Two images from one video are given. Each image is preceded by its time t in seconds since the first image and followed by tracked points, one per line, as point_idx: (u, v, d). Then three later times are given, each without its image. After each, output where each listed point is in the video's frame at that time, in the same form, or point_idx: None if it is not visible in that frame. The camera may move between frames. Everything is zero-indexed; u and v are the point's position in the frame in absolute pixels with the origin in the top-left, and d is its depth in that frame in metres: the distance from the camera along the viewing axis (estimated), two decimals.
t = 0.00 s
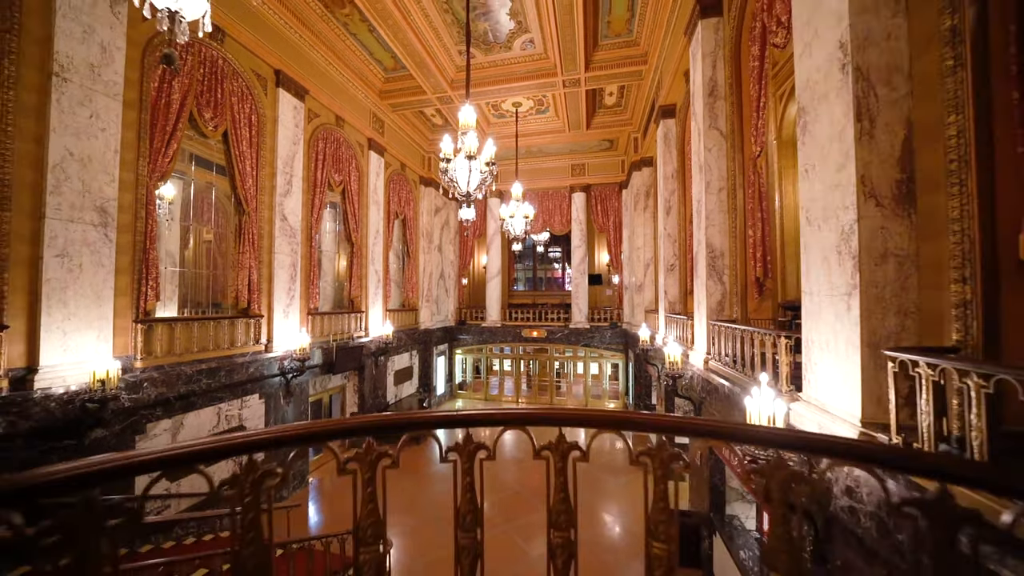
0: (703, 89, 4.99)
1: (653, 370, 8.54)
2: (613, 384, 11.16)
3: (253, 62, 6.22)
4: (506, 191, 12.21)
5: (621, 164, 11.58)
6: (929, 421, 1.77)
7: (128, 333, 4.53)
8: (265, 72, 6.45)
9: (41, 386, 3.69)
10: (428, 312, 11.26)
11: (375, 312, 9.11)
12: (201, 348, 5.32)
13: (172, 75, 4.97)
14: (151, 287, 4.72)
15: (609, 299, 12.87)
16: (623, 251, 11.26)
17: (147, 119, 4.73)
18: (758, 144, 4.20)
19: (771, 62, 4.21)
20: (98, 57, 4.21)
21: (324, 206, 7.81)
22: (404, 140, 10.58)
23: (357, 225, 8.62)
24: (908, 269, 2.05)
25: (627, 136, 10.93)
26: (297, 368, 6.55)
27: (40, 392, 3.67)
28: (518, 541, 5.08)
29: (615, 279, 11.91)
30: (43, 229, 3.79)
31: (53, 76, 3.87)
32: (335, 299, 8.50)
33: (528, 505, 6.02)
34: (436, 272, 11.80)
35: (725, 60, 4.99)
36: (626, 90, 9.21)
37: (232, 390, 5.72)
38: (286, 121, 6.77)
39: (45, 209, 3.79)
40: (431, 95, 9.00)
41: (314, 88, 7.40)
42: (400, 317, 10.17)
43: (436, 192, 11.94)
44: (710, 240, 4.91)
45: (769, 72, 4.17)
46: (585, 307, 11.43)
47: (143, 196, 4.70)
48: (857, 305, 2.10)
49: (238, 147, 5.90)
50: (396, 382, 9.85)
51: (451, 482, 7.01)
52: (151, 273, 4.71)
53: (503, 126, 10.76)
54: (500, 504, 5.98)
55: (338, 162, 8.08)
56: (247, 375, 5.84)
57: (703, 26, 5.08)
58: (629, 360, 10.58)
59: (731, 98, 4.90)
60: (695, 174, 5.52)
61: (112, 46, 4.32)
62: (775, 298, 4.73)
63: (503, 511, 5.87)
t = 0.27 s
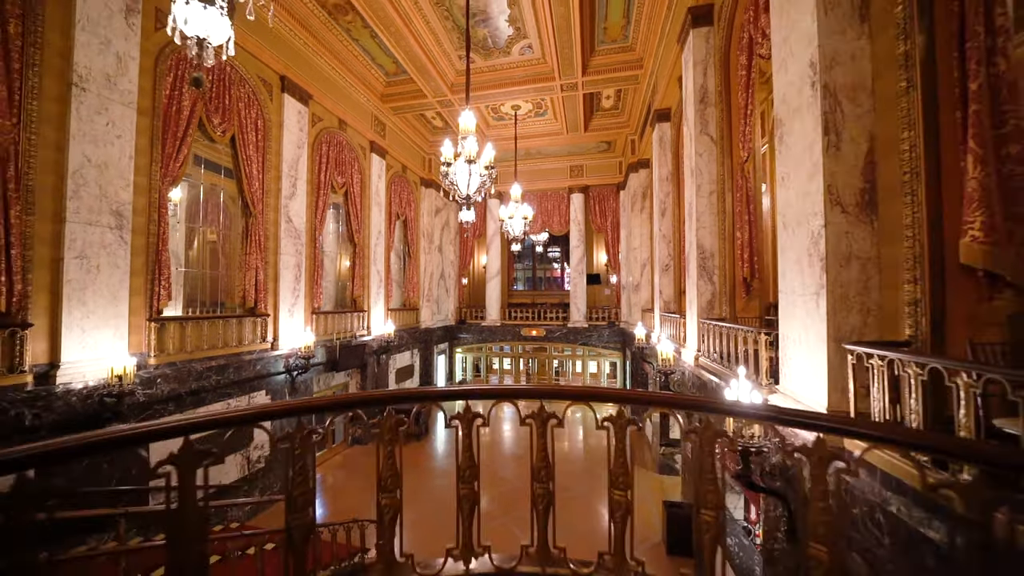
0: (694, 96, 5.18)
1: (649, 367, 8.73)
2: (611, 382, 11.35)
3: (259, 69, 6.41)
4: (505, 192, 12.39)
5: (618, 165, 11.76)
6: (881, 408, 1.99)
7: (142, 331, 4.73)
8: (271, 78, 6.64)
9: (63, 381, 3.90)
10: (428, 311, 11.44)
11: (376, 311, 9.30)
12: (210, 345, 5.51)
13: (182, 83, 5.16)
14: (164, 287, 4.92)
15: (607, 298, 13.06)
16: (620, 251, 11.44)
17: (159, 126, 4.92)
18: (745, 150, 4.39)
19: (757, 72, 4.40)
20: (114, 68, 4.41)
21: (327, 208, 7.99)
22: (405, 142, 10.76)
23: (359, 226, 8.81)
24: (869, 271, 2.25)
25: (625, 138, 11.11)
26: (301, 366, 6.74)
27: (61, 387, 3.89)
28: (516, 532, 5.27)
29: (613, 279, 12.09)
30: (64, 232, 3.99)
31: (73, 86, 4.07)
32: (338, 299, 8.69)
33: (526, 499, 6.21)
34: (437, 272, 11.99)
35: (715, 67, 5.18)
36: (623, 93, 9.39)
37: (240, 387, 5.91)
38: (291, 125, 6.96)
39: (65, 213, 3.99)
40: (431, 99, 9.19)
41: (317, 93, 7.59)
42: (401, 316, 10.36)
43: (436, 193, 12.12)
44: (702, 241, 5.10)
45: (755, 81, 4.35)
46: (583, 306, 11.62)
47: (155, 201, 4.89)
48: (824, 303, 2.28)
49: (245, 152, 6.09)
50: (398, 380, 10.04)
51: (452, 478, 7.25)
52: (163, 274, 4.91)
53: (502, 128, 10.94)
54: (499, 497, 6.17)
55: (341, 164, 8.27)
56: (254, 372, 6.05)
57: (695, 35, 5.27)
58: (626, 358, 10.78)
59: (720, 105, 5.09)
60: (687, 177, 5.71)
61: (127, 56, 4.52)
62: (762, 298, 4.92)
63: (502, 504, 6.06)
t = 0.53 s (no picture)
0: (685, 104, 5.39)
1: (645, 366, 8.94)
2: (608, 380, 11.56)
3: (265, 76, 6.61)
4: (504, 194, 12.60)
5: (616, 167, 11.96)
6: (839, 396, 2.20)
7: (154, 330, 4.92)
8: (276, 85, 6.84)
9: (80, 377, 4.10)
10: (429, 312, 11.64)
11: (378, 311, 9.50)
12: (219, 344, 5.71)
13: (192, 91, 5.36)
14: (175, 288, 5.11)
15: (605, 299, 13.25)
16: (618, 252, 11.64)
17: (171, 133, 5.12)
18: (732, 157, 4.59)
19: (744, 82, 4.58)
20: (128, 78, 4.60)
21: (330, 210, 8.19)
22: (406, 145, 10.97)
23: (361, 228, 9.01)
24: (835, 273, 2.46)
25: (622, 142, 11.31)
26: (305, 364, 6.95)
27: (80, 383, 4.08)
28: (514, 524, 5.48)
29: (610, 279, 12.29)
30: (82, 236, 4.19)
31: (90, 96, 4.27)
32: (340, 299, 8.89)
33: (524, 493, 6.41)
34: (437, 273, 12.18)
35: (705, 77, 5.39)
36: (619, 98, 9.59)
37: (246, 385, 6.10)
38: (296, 131, 7.16)
39: (83, 217, 4.19)
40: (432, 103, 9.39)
41: (321, 98, 7.79)
42: (402, 316, 10.56)
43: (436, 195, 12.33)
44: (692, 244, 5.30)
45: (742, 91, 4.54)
46: (581, 307, 11.81)
47: (167, 205, 5.09)
48: (794, 302, 2.48)
49: (252, 157, 6.29)
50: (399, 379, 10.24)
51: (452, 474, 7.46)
52: (174, 275, 5.11)
53: (501, 132, 11.15)
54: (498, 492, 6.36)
55: (343, 168, 8.48)
56: (259, 370, 6.25)
57: (685, 45, 5.48)
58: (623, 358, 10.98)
59: (710, 112, 5.30)
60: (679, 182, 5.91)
61: (141, 66, 4.71)
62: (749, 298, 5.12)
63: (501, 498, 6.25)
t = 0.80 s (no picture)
0: (677, 110, 5.60)
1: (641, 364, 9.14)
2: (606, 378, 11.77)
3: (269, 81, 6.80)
4: (504, 195, 12.80)
5: (613, 169, 12.18)
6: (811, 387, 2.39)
7: (166, 328, 5.12)
8: (281, 90, 7.04)
9: (97, 373, 4.30)
10: (430, 311, 11.85)
11: (380, 310, 9.71)
12: (227, 342, 5.91)
13: (201, 98, 5.55)
14: (186, 287, 5.31)
15: (603, 298, 13.45)
16: (615, 252, 11.85)
17: (181, 138, 5.32)
18: (721, 161, 4.79)
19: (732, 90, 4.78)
20: (141, 86, 4.80)
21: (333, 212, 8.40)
22: (407, 147, 11.17)
23: (363, 228, 9.22)
24: (806, 274, 2.66)
25: (619, 144, 11.51)
26: (309, 362, 7.16)
27: (97, 378, 4.29)
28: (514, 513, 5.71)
29: (608, 279, 12.50)
30: (98, 238, 4.39)
31: (106, 105, 4.47)
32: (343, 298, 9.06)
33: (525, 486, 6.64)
34: (438, 272, 12.39)
35: (696, 84, 5.59)
36: (616, 101, 9.79)
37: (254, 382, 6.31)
38: (300, 134, 7.35)
39: (100, 220, 4.39)
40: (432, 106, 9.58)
41: (323, 102, 7.98)
42: (403, 315, 10.77)
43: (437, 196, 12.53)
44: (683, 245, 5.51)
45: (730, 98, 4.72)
46: (579, 306, 12.02)
47: (178, 207, 5.29)
48: (770, 302, 2.67)
49: (258, 160, 6.49)
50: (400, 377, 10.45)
51: (452, 469, 7.70)
52: (185, 275, 5.31)
53: (500, 134, 11.35)
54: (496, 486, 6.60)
55: (346, 170, 8.68)
56: (265, 367, 6.46)
57: (677, 54, 5.69)
58: (621, 356, 11.19)
59: (700, 118, 5.51)
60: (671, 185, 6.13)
61: (153, 75, 4.92)
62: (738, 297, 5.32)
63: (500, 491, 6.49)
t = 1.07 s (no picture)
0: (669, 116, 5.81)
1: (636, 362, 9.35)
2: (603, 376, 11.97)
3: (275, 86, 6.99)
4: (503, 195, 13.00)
5: (610, 170, 12.37)
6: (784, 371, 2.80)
7: (176, 326, 5.30)
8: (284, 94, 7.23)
9: (112, 369, 4.50)
10: (429, 309, 12.05)
11: (380, 309, 9.90)
12: (234, 340, 6.10)
13: (209, 102, 5.72)
14: (195, 287, 5.50)
15: (600, 297, 13.66)
16: (612, 252, 12.04)
17: (190, 142, 5.49)
18: (710, 166, 5.00)
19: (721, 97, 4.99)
20: (152, 92, 4.99)
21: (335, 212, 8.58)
22: (407, 149, 11.36)
23: (364, 229, 9.41)
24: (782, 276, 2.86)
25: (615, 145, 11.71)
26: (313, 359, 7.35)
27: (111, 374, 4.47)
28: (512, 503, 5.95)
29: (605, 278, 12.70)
30: (112, 240, 4.59)
31: (120, 111, 4.66)
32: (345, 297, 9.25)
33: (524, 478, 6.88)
34: (437, 272, 12.59)
35: (687, 91, 5.80)
36: (613, 104, 9.99)
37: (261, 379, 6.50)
38: (303, 137, 7.54)
39: (114, 222, 4.59)
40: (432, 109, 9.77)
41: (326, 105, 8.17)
42: (403, 314, 10.97)
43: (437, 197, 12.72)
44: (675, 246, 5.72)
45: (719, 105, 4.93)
46: (576, 305, 12.22)
47: (187, 209, 5.46)
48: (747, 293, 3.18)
49: (263, 163, 6.67)
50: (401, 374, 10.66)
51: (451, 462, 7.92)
52: (194, 275, 5.49)
53: (499, 135, 11.54)
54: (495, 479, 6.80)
55: (348, 171, 8.87)
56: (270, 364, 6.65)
57: (669, 62, 5.90)
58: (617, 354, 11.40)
59: (691, 124, 5.71)
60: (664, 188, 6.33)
61: (164, 82, 5.10)
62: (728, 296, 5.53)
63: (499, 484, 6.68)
